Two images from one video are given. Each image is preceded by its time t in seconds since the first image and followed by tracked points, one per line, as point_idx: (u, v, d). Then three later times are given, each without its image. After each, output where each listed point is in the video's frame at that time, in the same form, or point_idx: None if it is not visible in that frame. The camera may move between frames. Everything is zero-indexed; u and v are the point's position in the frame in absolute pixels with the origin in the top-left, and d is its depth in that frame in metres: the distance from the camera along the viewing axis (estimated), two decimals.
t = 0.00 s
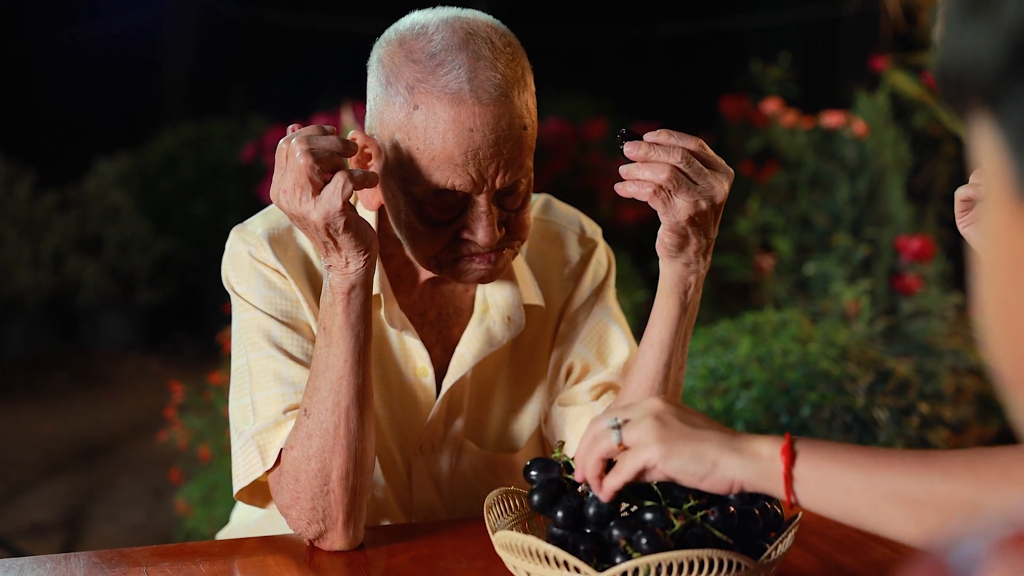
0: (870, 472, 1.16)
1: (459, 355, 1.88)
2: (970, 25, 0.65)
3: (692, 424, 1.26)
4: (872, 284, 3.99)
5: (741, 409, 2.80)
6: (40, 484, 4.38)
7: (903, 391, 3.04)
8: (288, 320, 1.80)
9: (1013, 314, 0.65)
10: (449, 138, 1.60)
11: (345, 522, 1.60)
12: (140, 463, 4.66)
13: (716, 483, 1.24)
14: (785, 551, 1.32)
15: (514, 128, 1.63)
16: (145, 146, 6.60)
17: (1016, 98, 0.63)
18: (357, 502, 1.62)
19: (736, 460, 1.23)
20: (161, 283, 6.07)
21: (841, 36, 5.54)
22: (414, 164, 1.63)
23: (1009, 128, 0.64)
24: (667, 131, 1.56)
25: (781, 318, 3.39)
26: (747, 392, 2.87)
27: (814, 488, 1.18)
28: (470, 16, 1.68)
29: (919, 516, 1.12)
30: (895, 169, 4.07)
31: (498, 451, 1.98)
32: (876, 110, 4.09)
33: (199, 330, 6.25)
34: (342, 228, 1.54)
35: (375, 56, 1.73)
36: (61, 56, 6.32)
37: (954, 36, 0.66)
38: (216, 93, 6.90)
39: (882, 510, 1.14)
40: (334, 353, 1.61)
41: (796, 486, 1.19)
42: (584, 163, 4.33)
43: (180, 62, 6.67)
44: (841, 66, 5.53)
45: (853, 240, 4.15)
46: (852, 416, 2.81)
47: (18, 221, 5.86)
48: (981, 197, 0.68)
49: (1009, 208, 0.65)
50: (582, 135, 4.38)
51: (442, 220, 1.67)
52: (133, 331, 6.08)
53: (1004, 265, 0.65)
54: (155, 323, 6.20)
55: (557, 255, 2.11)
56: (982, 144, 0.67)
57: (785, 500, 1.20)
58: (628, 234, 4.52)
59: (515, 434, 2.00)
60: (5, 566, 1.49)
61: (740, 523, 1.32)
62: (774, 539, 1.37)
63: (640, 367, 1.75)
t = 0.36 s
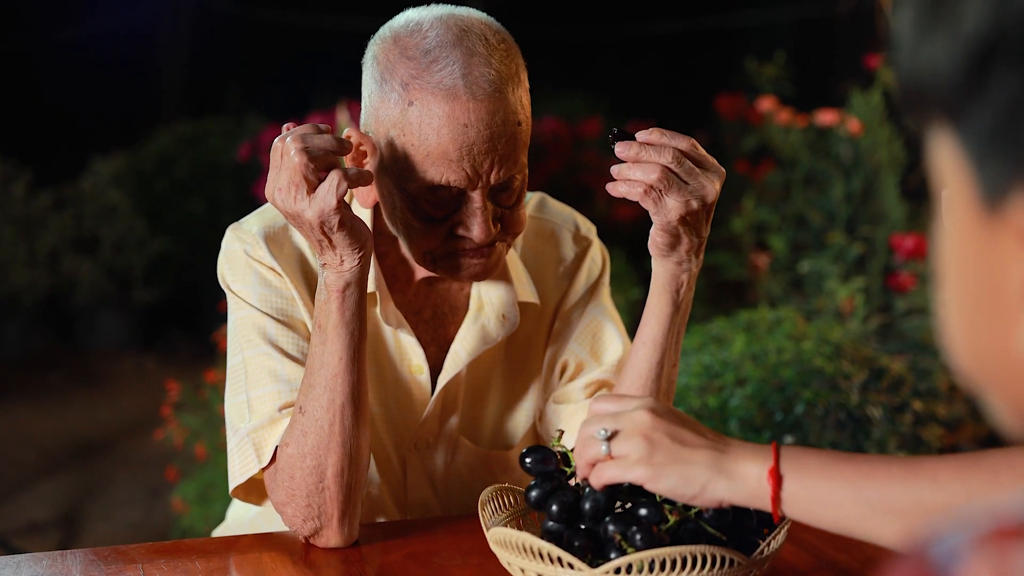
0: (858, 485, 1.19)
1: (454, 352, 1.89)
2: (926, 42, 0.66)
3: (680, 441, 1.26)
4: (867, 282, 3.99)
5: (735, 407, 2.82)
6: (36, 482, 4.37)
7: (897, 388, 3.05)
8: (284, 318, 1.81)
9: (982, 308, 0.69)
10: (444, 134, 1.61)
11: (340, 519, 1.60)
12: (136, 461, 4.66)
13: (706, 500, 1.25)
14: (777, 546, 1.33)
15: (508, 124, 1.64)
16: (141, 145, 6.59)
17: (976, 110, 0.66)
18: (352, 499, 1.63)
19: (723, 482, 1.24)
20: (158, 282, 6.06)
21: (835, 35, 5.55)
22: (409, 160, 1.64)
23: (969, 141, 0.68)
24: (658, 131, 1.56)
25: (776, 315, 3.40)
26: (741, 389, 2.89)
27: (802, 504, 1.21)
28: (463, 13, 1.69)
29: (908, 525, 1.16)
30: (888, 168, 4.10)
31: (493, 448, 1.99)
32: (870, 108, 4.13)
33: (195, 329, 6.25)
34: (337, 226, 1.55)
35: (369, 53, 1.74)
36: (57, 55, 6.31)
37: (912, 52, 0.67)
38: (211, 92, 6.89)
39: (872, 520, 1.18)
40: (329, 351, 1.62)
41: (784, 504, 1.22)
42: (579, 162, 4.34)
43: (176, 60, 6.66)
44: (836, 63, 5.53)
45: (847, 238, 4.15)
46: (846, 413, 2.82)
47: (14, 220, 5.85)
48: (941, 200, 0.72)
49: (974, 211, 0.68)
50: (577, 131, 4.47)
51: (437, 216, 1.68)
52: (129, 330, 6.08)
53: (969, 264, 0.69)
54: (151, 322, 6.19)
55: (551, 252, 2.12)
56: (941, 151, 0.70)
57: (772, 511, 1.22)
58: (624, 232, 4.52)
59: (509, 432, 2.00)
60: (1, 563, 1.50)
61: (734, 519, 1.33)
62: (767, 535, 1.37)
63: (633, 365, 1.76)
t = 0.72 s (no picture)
0: (858, 489, 1.18)
1: (447, 348, 1.90)
2: (915, 20, 0.55)
3: (688, 443, 1.25)
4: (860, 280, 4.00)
5: (729, 405, 2.83)
6: (31, 481, 4.38)
7: (891, 386, 3.06)
8: (277, 316, 1.82)
9: (971, 319, 0.56)
10: (436, 124, 1.63)
11: (334, 516, 1.60)
12: (132, 460, 4.66)
13: (708, 504, 1.24)
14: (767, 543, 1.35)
15: (500, 114, 1.67)
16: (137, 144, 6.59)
17: (968, 104, 0.56)
18: (345, 497, 1.63)
19: (727, 486, 1.23)
20: (154, 281, 6.06)
21: (830, 33, 5.56)
22: (401, 150, 1.66)
23: (960, 135, 0.57)
24: (652, 136, 1.58)
25: (770, 313, 3.42)
26: (735, 387, 2.90)
27: (805, 510, 1.20)
28: (453, 7, 1.72)
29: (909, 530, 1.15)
30: (882, 167, 4.11)
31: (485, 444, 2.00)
32: (864, 107, 4.14)
33: (191, 328, 6.24)
34: (330, 224, 1.56)
35: (359, 48, 1.76)
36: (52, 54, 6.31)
37: (894, 39, 0.57)
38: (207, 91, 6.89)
39: (873, 523, 1.17)
40: (322, 349, 1.63)
41: (786, 510, 1.21)
42: (574, 161, 4.37)
43: (171, 60, 6.66)
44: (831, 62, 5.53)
45: (841, 236, 4.16)
46: (839, 410, 2.83)
47: (11, 219, 5.86)
48: (921, 204, 0.59)
49: (957, 210, 0.57)
50: (573, 131, 4.48)
51: (430, 208, 1.70)
52: (124, 329, 6.08)
53: (957, 270, 0.56)
54: (147, 320, 6.19)
55: (545, 250, 2.12)
56: (922, 151, 0.59)
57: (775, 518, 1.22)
58: (619, 230, 4.53)
59: (502, 428, 2.01)
60: None
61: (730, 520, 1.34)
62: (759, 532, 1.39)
63: (626, 365, 1.76)
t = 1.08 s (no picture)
0: (844, 464, 1.18)
1: (439, 346, 1.90)
2: (911, 31, 0.60)
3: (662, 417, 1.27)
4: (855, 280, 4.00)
5: (724, 404, 2.84)
6: (28, 481, 4.38)
7: (886, 386, 3.06)
8: (268, 317, 1.82)
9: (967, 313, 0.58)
10: (420, 110, 1.71)
11: (327, 516, 1.61)
12: (129, 460, 4.66)
13: (692, 474, 1.24)
14: (760, 543, 1.35)
15: (482, 99, 1.74)
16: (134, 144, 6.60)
17: (958, 103, 0.59)
18: (338, 498, 1.63)
19: (708, 453, 1.24)
20: (150, 281, 6.05)
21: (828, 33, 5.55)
22: (388, 137, 1.74)
23: (953, 136, 0.59)
24: (649, 153, 1.57)
25: (765, 313, 3.42)
26: (730, 387, 2.90)
27: (787, 479, 1.21)
28: None
29: (889, 508, 1.15)
30: (877, 167, 4.11)
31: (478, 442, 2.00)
32: (859, 107, 4.14)
33: (188, 327, 6.23)
34: (318, 226, 1.57)
35: (345, 40, 1.84)
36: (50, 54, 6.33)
37: (896, 44, 0.61)
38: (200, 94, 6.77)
39: (853, 499, 1.17)
40: (313, 351, 1.63)
41: (767, 478, 1.21)
42: (569, 160, 4.41)
43: (167, 60, 6.66)
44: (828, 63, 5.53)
45: (837, 236, 4.17)
46: (834, 411, 2.86)
47: (8, 219, 5.90)
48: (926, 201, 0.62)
49: (953, 208, 0.59)
50: (569, 130, 4.51)
51: (419, 196, 1.77)
52: (121, 329, 6.08)
53: (956, 270, 0.58)
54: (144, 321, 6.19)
55: (538, 249, 2.13)
56: (924, 154, 0.62)
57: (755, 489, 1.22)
58: (616, 230, 4.54)
59: (496, 427, 2.02)
60: None
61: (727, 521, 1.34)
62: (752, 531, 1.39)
63: (620, 372, 1.77)
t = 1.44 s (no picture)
0: (834, 464, 1.17)
1: (435, 350, 1.91)
2: (882, 63, 0.65)
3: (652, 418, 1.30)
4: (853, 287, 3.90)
5: (721, 410, 2.87)
6: (27, 486, 4.39)
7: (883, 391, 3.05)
8: (264, 324, 1.82)
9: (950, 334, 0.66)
10: (412, 112, 1.72)
11: (324, 524, 1.61)
12: (127, 465, 4.66)
13: (683, 470, 1.26)
14: (756, 551, 1.35)
15: (474, 100, 1.76)
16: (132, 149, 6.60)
17: (929, 133, 0.65)
18: (335, 505, 1.64)
19: (698, 448, 1.25)
20: (148, 286, 6.04)
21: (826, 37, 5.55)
22: (382, 140, 1.75)
23: (925, 165, 0.66)
24: (645, 171, 1.57)
25: (762, 319, 3.43)
26: (727, 394, 2.92)
27: (777, 477, 1.21)
28: (425, 2, 1.82)
29: (878, 506, 1.14)
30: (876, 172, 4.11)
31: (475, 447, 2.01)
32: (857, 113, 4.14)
33: (185, 332, 6.23)
34: (314, 235, 1.57)
35: (336, 45, 1.85)
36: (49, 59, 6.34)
37: (865, 75, 0.66)
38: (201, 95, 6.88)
39: (842, 499, 1.16)
40: (310, 358, 1.64)
41: (759, 475, 1.22)
42: (567, 166, 4.45)
43: (166, 65, 6.68)
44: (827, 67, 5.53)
45: (836, 241, 4.10)
46: (831, 416, 2.79)
47: (7, 224, 5.88)
48: (903, 225, 0.69)
49: (931, 236, 0.66)
50: (568, 136, 4.50)
51: (412, 199, 1.78)
52: (120, 334, 6.08)
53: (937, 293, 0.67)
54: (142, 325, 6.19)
55: (535, 256, 2.14)
56: (898, 177, 0.69)
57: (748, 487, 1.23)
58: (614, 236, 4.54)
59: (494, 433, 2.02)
60: None
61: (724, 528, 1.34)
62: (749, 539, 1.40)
63: (617, 384, 1.79)
